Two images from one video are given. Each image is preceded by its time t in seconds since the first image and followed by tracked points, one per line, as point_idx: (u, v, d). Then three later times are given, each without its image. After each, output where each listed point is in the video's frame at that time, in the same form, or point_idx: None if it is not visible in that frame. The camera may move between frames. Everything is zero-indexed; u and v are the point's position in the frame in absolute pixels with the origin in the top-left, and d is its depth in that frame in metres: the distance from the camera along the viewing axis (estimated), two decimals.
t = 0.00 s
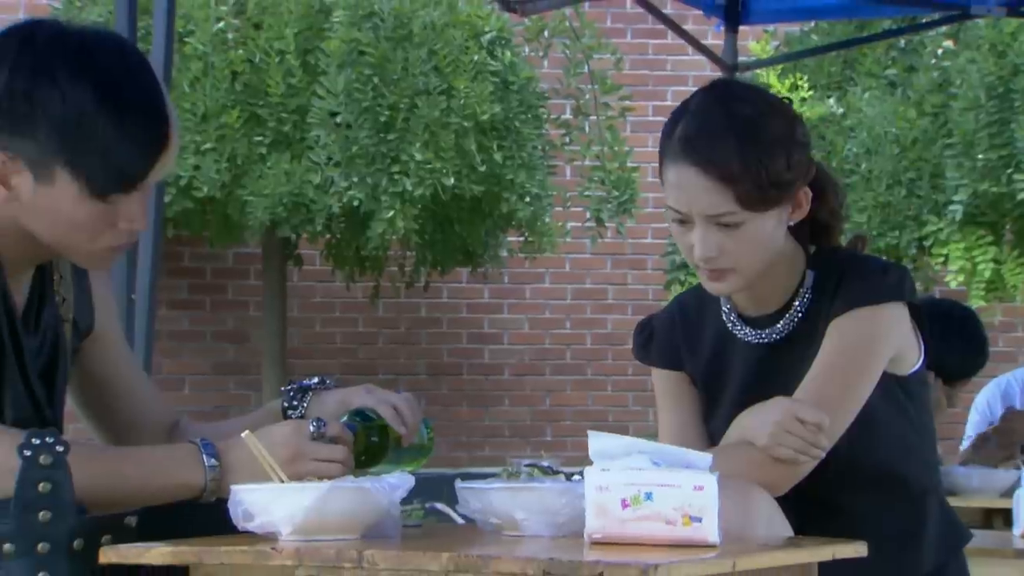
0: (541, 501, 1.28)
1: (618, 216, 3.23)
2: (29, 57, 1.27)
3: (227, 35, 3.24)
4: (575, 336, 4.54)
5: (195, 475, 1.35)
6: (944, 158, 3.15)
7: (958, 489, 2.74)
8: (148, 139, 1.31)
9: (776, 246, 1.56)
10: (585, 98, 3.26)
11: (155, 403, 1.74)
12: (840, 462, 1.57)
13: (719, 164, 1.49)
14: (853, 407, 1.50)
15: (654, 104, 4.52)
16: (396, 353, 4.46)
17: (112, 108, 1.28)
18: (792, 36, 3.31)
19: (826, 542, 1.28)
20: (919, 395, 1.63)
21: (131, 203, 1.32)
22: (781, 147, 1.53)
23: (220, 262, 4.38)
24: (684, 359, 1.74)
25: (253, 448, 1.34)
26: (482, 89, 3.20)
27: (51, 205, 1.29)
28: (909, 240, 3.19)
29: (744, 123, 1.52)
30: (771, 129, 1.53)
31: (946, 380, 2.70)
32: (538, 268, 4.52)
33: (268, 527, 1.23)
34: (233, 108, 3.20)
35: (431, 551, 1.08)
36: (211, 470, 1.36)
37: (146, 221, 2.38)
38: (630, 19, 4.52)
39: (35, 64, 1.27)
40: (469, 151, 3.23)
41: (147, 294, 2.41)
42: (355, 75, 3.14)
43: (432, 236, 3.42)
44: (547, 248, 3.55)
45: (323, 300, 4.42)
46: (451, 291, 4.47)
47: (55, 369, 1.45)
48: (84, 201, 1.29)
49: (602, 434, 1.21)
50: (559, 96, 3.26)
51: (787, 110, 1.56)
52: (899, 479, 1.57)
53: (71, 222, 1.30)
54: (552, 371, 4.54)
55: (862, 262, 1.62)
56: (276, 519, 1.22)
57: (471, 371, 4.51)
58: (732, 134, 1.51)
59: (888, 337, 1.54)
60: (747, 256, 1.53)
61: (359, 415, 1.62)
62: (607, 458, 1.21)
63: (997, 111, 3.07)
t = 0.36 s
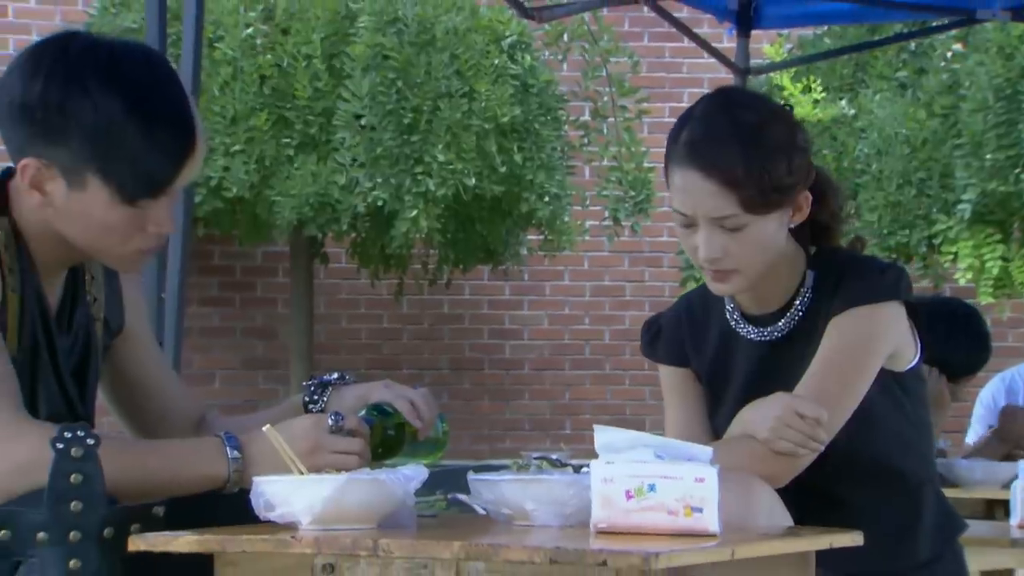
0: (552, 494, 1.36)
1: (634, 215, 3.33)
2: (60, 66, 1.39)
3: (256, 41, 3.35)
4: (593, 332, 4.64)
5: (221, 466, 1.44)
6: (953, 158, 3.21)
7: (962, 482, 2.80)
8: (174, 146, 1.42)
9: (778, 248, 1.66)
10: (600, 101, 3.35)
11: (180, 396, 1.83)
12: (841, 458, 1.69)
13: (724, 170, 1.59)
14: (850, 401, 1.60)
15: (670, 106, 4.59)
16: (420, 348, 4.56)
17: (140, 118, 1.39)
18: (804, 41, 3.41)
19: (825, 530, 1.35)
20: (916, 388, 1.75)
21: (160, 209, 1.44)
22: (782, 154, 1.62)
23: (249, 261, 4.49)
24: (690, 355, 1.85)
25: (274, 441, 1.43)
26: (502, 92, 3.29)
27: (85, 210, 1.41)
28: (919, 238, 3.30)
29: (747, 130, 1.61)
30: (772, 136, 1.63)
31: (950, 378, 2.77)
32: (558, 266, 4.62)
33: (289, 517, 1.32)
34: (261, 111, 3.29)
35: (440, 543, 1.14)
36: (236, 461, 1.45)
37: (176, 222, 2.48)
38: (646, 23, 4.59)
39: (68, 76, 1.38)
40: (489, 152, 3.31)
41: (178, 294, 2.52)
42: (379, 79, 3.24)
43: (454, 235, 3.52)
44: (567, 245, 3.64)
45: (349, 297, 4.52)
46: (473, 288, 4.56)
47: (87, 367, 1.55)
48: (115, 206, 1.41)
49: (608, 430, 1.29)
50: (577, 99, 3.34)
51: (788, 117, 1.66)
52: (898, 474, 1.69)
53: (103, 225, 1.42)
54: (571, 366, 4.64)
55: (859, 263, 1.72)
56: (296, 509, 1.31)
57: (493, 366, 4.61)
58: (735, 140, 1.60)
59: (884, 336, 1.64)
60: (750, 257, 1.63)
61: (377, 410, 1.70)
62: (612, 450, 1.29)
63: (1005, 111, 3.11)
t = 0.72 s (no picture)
0: (559, 486, 1.45)
1: (648, 217, 3.42)
2: (86, 79, 1.47)
3: (281, 48, 3.45)
4: (609, 330, 4.74)
5: (243, 462, 1.49)
6: (958, 160, 3.30)
7: (962, 476, 2.89)
8: (197, 150, 1.50)
9: (776, 252, 1.77)
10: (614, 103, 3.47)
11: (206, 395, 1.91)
12: (837, 452, 1.80)
13: (723, 177, 1.70)
14: (846, 398, 1.71)
15: (684, 110, 4.69)
16: (441, 346, 4.67)
17: (164, 125, 1.48)
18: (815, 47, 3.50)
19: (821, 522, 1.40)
20: (910, 386, 1.87)
21: (184, 209, 1.52)
22: (779, 162, 1.73)
23: (275, 261, 4.60)
24: (693, 354, 1.95)
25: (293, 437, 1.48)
26: (519, 98, 3.39)
27: (112, 213, 1.49)
28: (926, 239, 3.36)
29: (745, 138, 1.72)
30: (770, 145, 1.73)
31: (950, 376, 2.85)
32: (574, 266, 4.72)
33: (308, 508, 1.40)
34: (287, 116, 3.40)
35: (451, 534, 1.22)
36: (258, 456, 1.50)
37: (202, 223, 2.58)
38: (660, 29, 4.69)
39: (93, 86, 1.46)
40: (507, 155, 3.42)
41: (205, 295, 2.63)
42: (400, 85, 3.35)
43: (473, 236, 3.63)
44: (584, 245, 3.75)
45: (371, 296, 4.63)
46: (492, 288, 4.67)
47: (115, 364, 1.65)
48: (141, 208, 1.49)
49: (610, 428, 1.40)
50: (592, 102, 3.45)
51: (785, 128, 1.77)
52: (893, 467, 1.80)
53: (130, 228, 1.50)
54: (587, 363, 4.75)
55: (854, 266, 1.83)
56: (313, 500, 1.39)
57: (511, 363, 4.71)
58: (734, 149, 1.71)
59: (878, 336, 1.75)
60: (749, 260, 1.73)
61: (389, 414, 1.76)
62: (613, 446, 1.40)
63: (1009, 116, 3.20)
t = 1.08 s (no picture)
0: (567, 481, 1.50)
1: (663, 218, 3.49)
2: (107, 85, 1.55)
3: (306, 54, 3.55)
4: (624, 329, 4.83)
5: (266, 457, 1.56)
6: (966, 163, 3.39)
7: (966, 471, 2.96)
8: (214, 153, 1.58)
9: (778, 251, 1.81)
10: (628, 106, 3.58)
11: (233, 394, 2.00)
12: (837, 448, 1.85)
13: (727, 174, 1.74)
14: (846, 397, 1.76)
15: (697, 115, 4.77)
16: (460, 344, 4.76)
17: (182, 130, 1.56)
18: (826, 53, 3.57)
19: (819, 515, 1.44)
20: (910, 387, 1.92)
21: (204, 209, 1.60)
22: (780, 161, 1.78)
23: (300, 262, 4.70)
24: (699, 353, 2.02)
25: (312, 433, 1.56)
26: (537, 103, 3.49)
27: (135, 215, 1.58)
28: (933, 240, 3.45)
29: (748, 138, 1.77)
30: (771, 146, 1.78)
31: (954, 374, 2.92)
32: (591, 267, 4.81)
33: (325, 502, 1.45)
34: (311, 121, 3.50)
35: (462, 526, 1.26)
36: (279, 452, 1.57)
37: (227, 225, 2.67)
38: (674, 36, 4.78)
39: (113, 93, 1.55)
40: (525, 159, 3.52)
41: (230, 296, 2.71)
42: (421, 91, 3.44)
43: (492, 238, 3.73)
44: (599, 246, 3.85)
45: (393, 295, 4.72)
46: (510, 288, 4.76)
47: (141, 363, 1.74)
48: (163, 209, 1.57)
49: (616, 424, 1.44)
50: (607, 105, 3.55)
51: (786, 132, 1.82)
52: (893, 464, 1.85)
53: (152, 228, 1.59)
54: (604, 361, 4.83)
55: (855, 270, 1.88)
56: (331, 495, 1.43)
57: (530, 362, 4.80)
58: (737, 147, 1.76)
59: (877, 336, 1.80)
60: (749, 257, 1.78)
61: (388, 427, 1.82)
62: (620, 442, 1.44)
63: (1017, 119, 3.29)
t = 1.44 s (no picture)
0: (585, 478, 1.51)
1: (688, 217, 3.51)
2: (122, 90, 1.59)
3: (334, 57, 3.59)
4: (649, 326, 4.87)
5: (288, 453, 1.59)
6: (990, 162, 3.40)
7: (985, 468, 2.98)
8: (229, 149, 1.61)
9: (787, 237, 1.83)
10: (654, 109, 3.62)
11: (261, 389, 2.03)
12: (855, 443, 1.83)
13: (727, 156, 1.78)
14: (863, 397, 1.77)
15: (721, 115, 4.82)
16: (487, 342, 4.79)
17: (195, 128, 1.59)
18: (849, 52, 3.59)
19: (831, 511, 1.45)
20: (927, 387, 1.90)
21: (224, 206, 1.63)
22: (784, 144, 1.81)
23: (328, 261, 4.75)
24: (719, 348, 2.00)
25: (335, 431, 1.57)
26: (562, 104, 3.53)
27: (156, 214, 1.62)
28: (958, 238, 3.44)
29: (752, 123, 1.81)
30: (776, 131, 1.81)
31: (974, 372, 2.94)
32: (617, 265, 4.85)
33: (349, 496, 1.48)
34: (339, 123, 3.55)
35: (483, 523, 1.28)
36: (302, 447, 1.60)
37: (255, 224, 2.70)
38: (698, 36, 4.82)
39: (129, 97, 1.59)
40: (551, 159, 3.56)
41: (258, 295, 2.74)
42: (448, 91, 3.48)
43: (518, 237, 3.77)
44: (621, 245, 3.89)
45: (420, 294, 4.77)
46: (536, 286, 4.80)
47: (168, 361, 1.77)
48: (183, 207, 1.61)
49: (634, 422, 1.45)
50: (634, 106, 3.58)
51: (797, 121, 1.85)
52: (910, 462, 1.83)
53: (175, 227, 1.62)
54: (629, 358, 4.88)
55: (876, 271, 1.87)
56: (355, 489, 1.46)
57: (555, 359, 4.84)
58: (741, 130, 1.80)
59: (898, 337, 1.80)
60: (756, 241, 1.79)
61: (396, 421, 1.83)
62: (637, 440, 1.46)
63: None
